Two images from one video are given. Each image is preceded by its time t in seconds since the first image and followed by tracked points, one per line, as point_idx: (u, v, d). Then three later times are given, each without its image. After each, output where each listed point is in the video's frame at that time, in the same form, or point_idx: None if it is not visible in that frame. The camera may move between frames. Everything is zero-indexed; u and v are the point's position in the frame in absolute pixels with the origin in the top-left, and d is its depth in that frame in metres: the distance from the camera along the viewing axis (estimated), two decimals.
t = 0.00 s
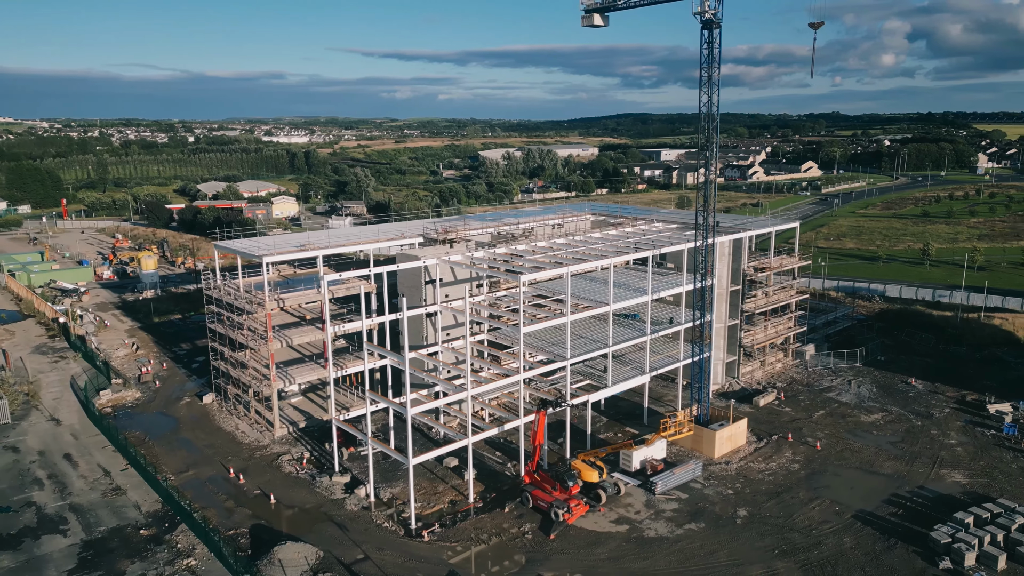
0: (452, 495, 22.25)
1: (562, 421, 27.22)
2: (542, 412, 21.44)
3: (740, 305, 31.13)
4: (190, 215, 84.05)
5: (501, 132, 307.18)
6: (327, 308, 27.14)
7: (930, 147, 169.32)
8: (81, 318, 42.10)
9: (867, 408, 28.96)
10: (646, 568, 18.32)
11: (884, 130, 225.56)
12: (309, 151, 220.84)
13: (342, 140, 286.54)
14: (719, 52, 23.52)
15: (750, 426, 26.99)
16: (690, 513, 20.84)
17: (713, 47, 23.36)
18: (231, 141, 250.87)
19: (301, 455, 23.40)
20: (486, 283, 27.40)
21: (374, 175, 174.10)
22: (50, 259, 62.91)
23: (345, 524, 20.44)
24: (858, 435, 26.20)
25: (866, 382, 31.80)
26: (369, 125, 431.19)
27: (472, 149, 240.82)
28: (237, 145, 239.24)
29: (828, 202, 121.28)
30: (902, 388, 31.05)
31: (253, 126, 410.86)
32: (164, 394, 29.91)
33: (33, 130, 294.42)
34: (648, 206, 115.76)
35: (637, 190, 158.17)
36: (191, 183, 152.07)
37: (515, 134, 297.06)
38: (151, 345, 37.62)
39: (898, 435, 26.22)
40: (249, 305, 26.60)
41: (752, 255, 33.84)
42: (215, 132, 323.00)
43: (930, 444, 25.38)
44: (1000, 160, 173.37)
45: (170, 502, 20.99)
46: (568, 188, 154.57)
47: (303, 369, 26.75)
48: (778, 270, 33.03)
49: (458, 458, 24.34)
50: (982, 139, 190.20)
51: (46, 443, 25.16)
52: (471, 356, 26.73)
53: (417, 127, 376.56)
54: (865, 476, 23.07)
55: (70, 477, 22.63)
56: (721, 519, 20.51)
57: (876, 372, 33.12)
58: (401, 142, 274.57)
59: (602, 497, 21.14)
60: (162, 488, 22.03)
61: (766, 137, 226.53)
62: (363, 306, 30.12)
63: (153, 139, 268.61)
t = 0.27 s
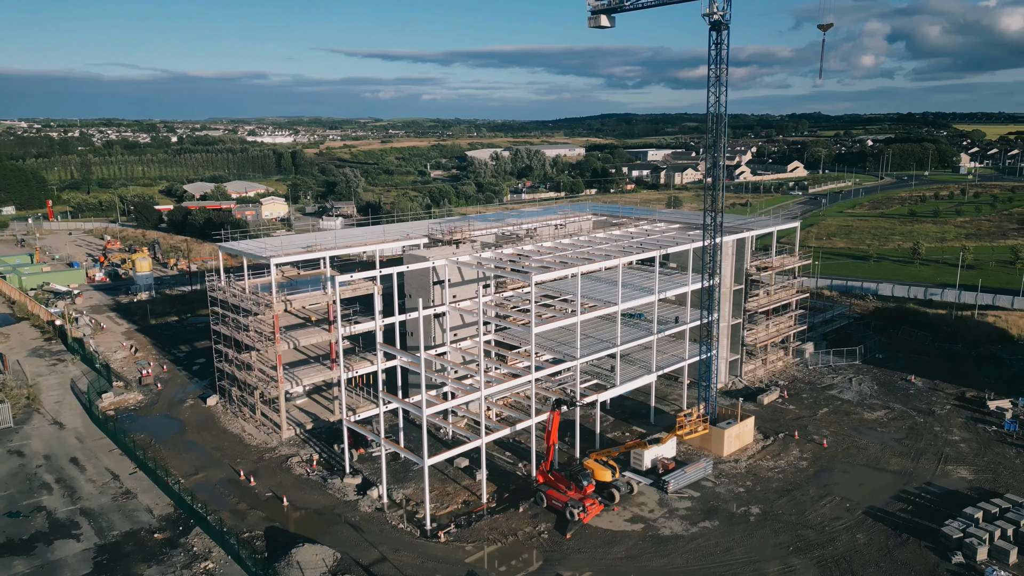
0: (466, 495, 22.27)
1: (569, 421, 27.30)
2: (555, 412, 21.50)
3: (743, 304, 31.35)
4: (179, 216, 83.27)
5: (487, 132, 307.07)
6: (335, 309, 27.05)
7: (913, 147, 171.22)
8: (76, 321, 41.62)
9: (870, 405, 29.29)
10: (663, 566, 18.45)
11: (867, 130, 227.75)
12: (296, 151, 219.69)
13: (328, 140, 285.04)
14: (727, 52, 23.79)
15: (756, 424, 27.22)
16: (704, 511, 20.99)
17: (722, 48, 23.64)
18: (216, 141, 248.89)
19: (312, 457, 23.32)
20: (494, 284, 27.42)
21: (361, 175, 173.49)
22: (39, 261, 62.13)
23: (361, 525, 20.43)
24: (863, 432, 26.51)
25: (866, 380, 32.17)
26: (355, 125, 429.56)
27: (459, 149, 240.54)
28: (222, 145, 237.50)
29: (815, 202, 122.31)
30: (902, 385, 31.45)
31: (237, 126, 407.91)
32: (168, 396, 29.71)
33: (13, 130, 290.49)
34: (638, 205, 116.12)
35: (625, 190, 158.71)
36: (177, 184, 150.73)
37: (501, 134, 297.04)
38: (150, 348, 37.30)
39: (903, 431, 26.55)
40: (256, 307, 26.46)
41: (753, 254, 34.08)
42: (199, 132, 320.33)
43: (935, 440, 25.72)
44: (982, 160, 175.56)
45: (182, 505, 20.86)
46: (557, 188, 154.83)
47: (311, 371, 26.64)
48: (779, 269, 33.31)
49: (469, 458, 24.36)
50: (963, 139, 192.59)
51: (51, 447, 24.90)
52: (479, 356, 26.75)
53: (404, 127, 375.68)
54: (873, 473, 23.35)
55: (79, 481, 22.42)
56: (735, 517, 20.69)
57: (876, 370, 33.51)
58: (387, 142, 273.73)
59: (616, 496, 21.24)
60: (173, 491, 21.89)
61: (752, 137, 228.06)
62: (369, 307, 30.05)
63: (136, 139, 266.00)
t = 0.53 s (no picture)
0: (479, 495, 22.30)
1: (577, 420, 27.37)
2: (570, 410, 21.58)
3: (746, 302, 31.56)
4: (169, 217, 82.53)
5: (474, 133, 307.05)
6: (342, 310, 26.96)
7: (898, 147, 173.13)
8: (73, 323, 41.21)
9: (872, 402, 29.61)
10: (681, 563, 18.56)
11: (852, 131, 229.92)
12: (283, 151, 218.62)
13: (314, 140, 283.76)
14: (736, 53, 23.90)
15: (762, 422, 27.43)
16: (717, 508, 21.14)
17: (730, 49, 23.75)
18: (201, 142, 246.99)
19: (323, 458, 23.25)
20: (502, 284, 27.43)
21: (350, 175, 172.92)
22: (29, 262, 61.40)
23: (376, 526, 20.43)
24: (868, 429, 26.79)
25: (867, 377, 32.50)
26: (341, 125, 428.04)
27: (447, 149, 240.36)
28: (207, 146, 235.59)
29: (803, 202, 123.33)
30: (903, 382, 31.82)
31: (222, 126, 405.10)
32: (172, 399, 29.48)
33: None
34: (628, 205, 116.56)
35: (614, 190, 159.26)
36: (163, 185, 149.32)
37: (488, 134, 297.05)
38: (149, 349, 37.00)
39: (907, 428, 26.87)
40: (264, 308, 26.35)
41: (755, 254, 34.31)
42: (184, 131, 317.82)
43: (939, 437, 26.05)
44: (964, 160, 177.61)
45: (196, 507, 20.73)
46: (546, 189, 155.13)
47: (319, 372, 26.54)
48: (780, 269, 33.57)
49: (480, 458, 24.38)
50: (945, 139, 194.94)
51: (56, 450, 24.65)
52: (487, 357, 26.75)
53: (390, 127, 374.62)
54: (881, 469, 23.61)
55: (88, 484, 22.22)
56: (748, 514, 20.85)
57: (876, 368, 33.87)
58: (374, 142, 273.10)
59: (629, 495, 21.31)
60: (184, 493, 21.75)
61: (738, 138, 229.55)
62: (374, 308, 30.02)
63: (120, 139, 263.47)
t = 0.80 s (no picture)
0: (492, 496, 22.32)
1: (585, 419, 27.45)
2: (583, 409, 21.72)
3: (749, 302, 31.79)
4: (161, 218, 81.81)
5: (462, 133, 306.73)
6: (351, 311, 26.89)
7: (883, 148, 174.77)
8: (70, 325, 40.82)
9: (875, 400, 29.90)
10: (698, 561, 18.68)
11: (838, 131, 231.80)
12: (270, 152, 217.48)
13: (301, 140, 282.32)
14: (744, 54, 24.10)
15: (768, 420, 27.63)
16: (730, 506, 21.26)
17: (738, 50, 23.95)
18: (187, 142, 245.08)
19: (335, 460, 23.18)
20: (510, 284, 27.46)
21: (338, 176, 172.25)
22: (19, 264, 60.69)
23: (391, 527, 20.42)
24: (874, 427, 27.07)
25: (869, 376, 32.81)
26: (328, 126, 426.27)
27: (435, 149, 239.98)
28: (194, 146, 233.84)
29: (792, 202, 124.19)
30: (904, 381, 32.14)
31: (208, 126, 402.23)
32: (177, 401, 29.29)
33: None
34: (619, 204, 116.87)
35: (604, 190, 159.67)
36: (150, 186, 147.98)
37: (476, 134, 296.85)
38: (149, 352, 36.73)
39: (911, 425, 27.17)
40: (271, 310, 26.24)
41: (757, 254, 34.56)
42: (169, 131, 315.24)
43: (943, 434, 26.36)
44: (948, 160, 179.41)
45: (209, 510, 20.62)
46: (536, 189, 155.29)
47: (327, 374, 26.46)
48: (782, 268, 33.83)
49: (491, 459, 24.40)
50: (929, 139, 196.97)
51: (63, 454, 24.42)
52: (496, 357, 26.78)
53: (377, 128, 373.37)
54: (889, 466, 23.85)
55: (98, 488, 22.04)
56: (762, 511, 21.01)
57: (876, 366, 34.20)
58: (361, 142, 272.22)
59: (643, 495, 21.41)
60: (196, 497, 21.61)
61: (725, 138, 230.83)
62: (380, 309, 29.95)
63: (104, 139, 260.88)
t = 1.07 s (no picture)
0: (505, 496, 22.34)
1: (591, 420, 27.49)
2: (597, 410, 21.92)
3: (752, 301, 31.99)
4: (151, 219, 80.98)
5: (449, 133, 306.53)
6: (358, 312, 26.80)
7: (868, 148, 176.53)
8: (66, 328, 40.41)
9: (876, 398, 30.22)
10: (714, 559, 18.80)
11: (823, 131, 233.77)
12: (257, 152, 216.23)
13: (288, 141, 281.01)
14: (752, 54, 24.27)
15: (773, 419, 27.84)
16: (743, 504, 21.41)
17: (745, 51, 24.15)
18: (171, 142, 243.10)
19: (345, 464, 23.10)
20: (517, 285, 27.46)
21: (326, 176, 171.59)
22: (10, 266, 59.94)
23: (407, 528, 20.41)
24: (878, 425, 27.33)
25: (869, 373, 33.16)
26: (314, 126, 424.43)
27: (422, 150, 239.66)
28: (179, 146, 232.00)
29: (781, 201, 125.20)
30: (903, 378, 32.49)
31: (192, 127, 399.15)
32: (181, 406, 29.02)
33: None
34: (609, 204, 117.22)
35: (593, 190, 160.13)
36: (136, 186, 146.52)
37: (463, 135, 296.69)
38: (149, 354, 36.45)
39: (914, 422, 27.49)
40: (279, 311, 26.12)
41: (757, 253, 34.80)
42: (154, 132, 312.71)
43: (946, 430, 26.70)
44: (932, 160, 181.21)
45: (222, 513, 20.51)
46: (525, 189, 155.49)
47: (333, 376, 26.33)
48: (783, 268, 34.05)
49: (501, 460, 24.39)
50: (912, 140, 199.18)
51: (69, 458, 24.16)
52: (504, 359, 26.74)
53: (364, 128, 371.95)
54: (895, 463, 24.12)
55: (108, 492, 21.83)
56: (774, 509, 21.16)
57: (876, 364, 34.56)
58: (348, 143, 271.24)
59: (655, 494, 21.50)
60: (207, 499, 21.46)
61: (712, 138, 232.13)
62: (385, 309, 29.88)
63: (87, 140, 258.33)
